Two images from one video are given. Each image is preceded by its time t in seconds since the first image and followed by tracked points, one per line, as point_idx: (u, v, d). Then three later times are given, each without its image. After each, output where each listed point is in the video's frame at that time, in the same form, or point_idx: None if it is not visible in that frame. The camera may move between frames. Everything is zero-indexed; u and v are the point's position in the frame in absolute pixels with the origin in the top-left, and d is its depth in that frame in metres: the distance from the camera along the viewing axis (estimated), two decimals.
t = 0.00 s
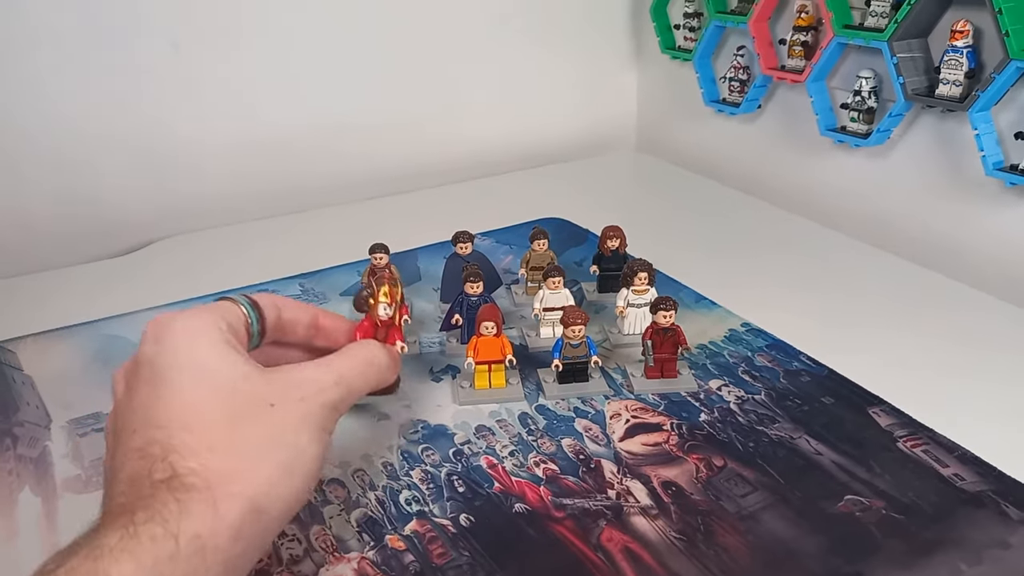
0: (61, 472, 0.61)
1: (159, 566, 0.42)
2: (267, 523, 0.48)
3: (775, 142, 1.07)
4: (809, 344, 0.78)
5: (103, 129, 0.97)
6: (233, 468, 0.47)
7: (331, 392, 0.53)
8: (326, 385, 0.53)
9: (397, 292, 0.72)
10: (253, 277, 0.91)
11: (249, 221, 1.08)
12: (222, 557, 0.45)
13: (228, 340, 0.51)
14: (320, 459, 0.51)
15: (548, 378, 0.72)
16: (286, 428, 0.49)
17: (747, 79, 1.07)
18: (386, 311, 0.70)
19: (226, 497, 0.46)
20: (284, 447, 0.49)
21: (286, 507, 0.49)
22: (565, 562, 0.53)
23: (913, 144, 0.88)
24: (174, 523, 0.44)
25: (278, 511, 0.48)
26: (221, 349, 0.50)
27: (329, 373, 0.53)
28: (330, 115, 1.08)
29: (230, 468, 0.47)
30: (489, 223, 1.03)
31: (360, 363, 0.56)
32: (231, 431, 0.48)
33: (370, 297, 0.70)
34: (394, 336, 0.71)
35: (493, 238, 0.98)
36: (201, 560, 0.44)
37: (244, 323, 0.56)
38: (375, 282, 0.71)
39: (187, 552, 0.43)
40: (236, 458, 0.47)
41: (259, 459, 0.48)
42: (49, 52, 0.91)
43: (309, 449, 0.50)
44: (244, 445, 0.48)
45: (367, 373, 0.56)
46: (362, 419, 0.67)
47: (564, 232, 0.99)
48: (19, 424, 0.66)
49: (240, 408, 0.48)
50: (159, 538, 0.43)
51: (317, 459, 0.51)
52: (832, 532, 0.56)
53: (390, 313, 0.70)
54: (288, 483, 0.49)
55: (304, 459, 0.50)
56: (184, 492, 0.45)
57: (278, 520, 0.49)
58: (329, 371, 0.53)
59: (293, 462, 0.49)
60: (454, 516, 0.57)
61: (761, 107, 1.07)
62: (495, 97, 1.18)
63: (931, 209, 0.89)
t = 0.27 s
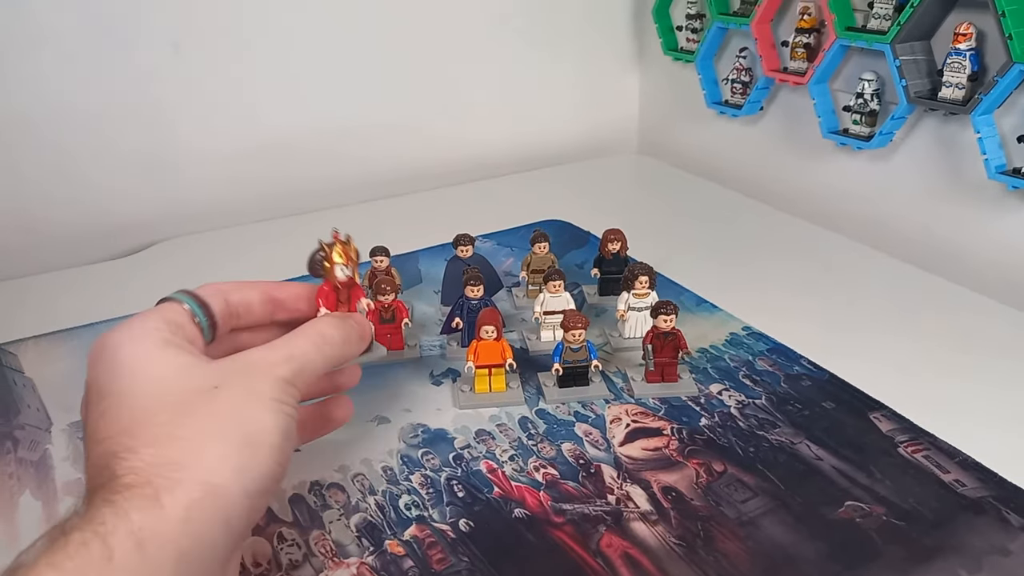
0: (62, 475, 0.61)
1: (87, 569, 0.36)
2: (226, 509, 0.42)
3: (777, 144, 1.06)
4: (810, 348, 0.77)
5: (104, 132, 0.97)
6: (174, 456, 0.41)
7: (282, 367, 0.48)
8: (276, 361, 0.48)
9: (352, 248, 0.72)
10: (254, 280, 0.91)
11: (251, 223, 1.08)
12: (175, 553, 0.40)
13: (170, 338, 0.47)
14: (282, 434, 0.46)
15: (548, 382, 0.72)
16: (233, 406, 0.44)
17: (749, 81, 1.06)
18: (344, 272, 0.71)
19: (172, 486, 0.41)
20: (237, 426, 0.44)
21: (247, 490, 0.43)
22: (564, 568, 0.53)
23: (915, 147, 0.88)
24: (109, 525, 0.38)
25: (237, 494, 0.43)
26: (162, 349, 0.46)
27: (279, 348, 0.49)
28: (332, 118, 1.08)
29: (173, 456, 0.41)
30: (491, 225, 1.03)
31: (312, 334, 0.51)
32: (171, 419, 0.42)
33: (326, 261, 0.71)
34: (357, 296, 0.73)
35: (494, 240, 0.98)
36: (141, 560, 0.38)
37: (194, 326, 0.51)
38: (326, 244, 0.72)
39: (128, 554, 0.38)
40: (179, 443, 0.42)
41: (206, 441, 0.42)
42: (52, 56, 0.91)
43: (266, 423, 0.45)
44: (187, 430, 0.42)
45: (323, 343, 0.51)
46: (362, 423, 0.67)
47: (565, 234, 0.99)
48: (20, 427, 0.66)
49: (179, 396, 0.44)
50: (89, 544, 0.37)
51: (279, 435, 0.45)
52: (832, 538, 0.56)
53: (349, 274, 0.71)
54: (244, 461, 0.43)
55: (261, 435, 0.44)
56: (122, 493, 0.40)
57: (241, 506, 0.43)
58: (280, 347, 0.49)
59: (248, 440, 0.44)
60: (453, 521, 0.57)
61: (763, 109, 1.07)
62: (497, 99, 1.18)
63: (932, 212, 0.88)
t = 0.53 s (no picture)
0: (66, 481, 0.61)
1: None
2: (180, 520, 0.44)
3: (780, 150, 1.07)
4: (813, 355, 0.78)
5: (110, 137, 0.97)
6: (121, 478, 0.43)
7: (239, 367, 0.48)
8: (229, 365, 0.48)
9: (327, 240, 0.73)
10: (258, 285, 0.92)
11: (254, 228, 1.08)
12: (127, 570, 0.41)
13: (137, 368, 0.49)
14: (238, 437, 0.47)
15: (552, 389, 0.72)
16: (180, 419, 0.45)
17: (753, 87, 1.06)
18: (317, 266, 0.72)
19: (120, 505, 0.42)
20: (189, 437, 0.45)
21: (202, 497, 0.45)
22: None
23: (918, 154, 0.88)
24: (56, 551, 0.39)
25: (191, 503, 0.44)
26: (126, 378, 0.48)
27: (234, 351, 0.49)
28: (335, 123, 1.08)
29: (119, 481, 0.42)
30: (494, 230, 1.03)
31: (269, 332, 0.50)
32: (118, 444, 0.44)
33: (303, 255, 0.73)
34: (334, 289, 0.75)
35: (497, 246, 0.98)
36: None
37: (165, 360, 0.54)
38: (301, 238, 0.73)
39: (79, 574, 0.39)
40: (127, 466, 0.43)
41: (152, 459, 0.43)
42: (61, 63, 0.92)
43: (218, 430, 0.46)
44: (133, 452, 0.43)
45: (282, 339, 0.51)
46: (365, 429, 0.67)
47: (568, 240, 1.00)
48: (25, 433, 0.66)
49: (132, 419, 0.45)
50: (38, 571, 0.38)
51: (231, 438, 0.46)
52: (836, 547, 0.56)
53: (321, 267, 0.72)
54: (195, 472, 0.44)
55: (211, 443, 0.45)
56: (74, 517, 0.41)
57: (199, 512, 0.44)
58: (235, 350, 0.49)
59: (197, 450, 0.45)
60: (457, 528, 0.57)
61: (766, 115, 1.07)
62: (500, 104, 1.18)
63: (935, 219, 0.88)
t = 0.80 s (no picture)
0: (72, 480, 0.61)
1: None
2: (175, 518, 0.43)
3: (785, 152, 1.06)
4: (819, 356, 0.77)
5: (115, 137, 0.97)
6: (119, 476, 0.42)
7: (240, 367, 0.48)
8: (232, 363, 0.48)
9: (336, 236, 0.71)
10: (263, 285, 0.92)
11: (259, 228, 1.08)
12: (121, 569, 0.41)
13: (141, 369, 0.50)
14: (235, 436, 0.47)
15: (558, 390, 0.72)
16: (179, 417, 0.45)
17: (758, 88, 1.06)
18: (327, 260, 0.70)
19: (114, 504, 0.41)
20: (189, 436, 0.45)
21: (199, 495, 0.44)
22: None
23: (925, 156, 0.88)
24: (52, 549, 0.39)
25: (187, 501, 0.44)
26: (126, 378, 0.48)
27: (237, 350, 0.49)
28: (339, 124, 1.08)
29: (117, 478, 0.42)
30: (498, 231, 1.03)
31: (273, 334, 0.51)
32: (119, 441, 0.43)
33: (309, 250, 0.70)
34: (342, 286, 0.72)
35: (502, 247, 0.98)
36: None
37: (173, 359, 0.54)
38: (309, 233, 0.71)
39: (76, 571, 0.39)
40: (124, 464, 0.43)
41: (149, 457, 0.43)
42: (66, 63, 0.92)
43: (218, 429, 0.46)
44: (131, 450, 0.43)
45: (285, 340, 0.51)
46: (372, 429, 0.67)
47: (573, 241, 0.99)
48: (31, 432, 0.66)
49: (132, 417, 0.45)
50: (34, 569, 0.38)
51: (228, 437, 0.46)
52: (844, 549, 0.56)
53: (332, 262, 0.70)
54: (191, 471, 0.44)
55: (208, 442, 0.45)
56: (72, 514, 0.41)
57: (195, 510, 0.44)
58: (237, 349, 0.49)
59: (194, 449, 0.44)
60: (464, 529, 0.57)
61: (771, 116, 1.07)
62: (505, 105, 1.18)
63: (941, 220, 0.88)
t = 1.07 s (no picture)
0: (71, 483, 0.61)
1: None
2: (143, 533, 0.42)
3: (787, 154, 1.06)
4: (820, 359, 0.77)
5: (116, 138, 0.97)
6: (86, 488, 0.42)
7: (228, 380, 0.48)
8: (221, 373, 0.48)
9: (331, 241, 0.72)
10: (264, 287, 0.92)
11: (260, 229, 1.08)
12: None
13: (135, 375, 0.50)
14: (212, 449, 0.46)
15: (558, 393, 0.72)
16: (158, 427, 0.44)
17: (759, 90, 1.06)
18: (322, 266, 0.71)
19: (80, 518, 0.41)
20: (164, 447, 0.44)
21: (169, 511, 0.43)
22: None
23: (927, 158, 0.88)
24: (15, 565, 0.39)
25: (156, 516, 0.43)
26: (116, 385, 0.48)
27: (226, 361, 0.49)
28: (339, 126, 1.08)
29: (85, 491, 0.42)
30: (499, 233, 1.03)
31: (266, 350, 0.51)
32: (95, 454, 0.43)
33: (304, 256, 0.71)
34: (338, 291, 0.73)
35: (503, 249, 0.98)
36: None
37: (174, 362, 0.54)
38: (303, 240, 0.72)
39: None
40: (96, 477, 0.42)
41: (120, 469, 0.43)
42: (66, 64, 0.91)
43: (196, 442, 0.45)
44: (103, 462, 0.43)
45: (275, 354, 0.52)
46: (371, 433, 0.67)
47: (574, 243, 0.99)
48: (30, 435, 0.66)
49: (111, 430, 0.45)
50: None
51: (206, 452, 0.45)
52: (844, 554, 0.55)
53: (327, 268, 0.71)
54: (163, 485, 0.43)
55: (184, 454, 0.44)
56: (42, 530, 0.41)
57: (165, 525, 0.43)
58: (227, 360, 0.49)
59: (169, 461, 0.44)
60: (463, 533, 0.57)
61: (773, 118, 1.07)
62: (506, 107, 1.18)
63: (943, 223, 0.88)
